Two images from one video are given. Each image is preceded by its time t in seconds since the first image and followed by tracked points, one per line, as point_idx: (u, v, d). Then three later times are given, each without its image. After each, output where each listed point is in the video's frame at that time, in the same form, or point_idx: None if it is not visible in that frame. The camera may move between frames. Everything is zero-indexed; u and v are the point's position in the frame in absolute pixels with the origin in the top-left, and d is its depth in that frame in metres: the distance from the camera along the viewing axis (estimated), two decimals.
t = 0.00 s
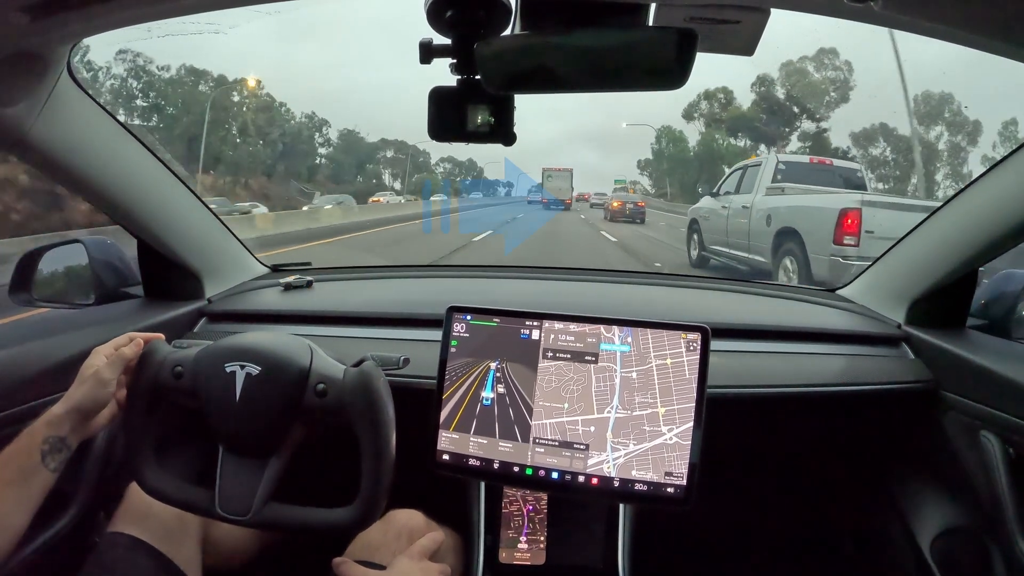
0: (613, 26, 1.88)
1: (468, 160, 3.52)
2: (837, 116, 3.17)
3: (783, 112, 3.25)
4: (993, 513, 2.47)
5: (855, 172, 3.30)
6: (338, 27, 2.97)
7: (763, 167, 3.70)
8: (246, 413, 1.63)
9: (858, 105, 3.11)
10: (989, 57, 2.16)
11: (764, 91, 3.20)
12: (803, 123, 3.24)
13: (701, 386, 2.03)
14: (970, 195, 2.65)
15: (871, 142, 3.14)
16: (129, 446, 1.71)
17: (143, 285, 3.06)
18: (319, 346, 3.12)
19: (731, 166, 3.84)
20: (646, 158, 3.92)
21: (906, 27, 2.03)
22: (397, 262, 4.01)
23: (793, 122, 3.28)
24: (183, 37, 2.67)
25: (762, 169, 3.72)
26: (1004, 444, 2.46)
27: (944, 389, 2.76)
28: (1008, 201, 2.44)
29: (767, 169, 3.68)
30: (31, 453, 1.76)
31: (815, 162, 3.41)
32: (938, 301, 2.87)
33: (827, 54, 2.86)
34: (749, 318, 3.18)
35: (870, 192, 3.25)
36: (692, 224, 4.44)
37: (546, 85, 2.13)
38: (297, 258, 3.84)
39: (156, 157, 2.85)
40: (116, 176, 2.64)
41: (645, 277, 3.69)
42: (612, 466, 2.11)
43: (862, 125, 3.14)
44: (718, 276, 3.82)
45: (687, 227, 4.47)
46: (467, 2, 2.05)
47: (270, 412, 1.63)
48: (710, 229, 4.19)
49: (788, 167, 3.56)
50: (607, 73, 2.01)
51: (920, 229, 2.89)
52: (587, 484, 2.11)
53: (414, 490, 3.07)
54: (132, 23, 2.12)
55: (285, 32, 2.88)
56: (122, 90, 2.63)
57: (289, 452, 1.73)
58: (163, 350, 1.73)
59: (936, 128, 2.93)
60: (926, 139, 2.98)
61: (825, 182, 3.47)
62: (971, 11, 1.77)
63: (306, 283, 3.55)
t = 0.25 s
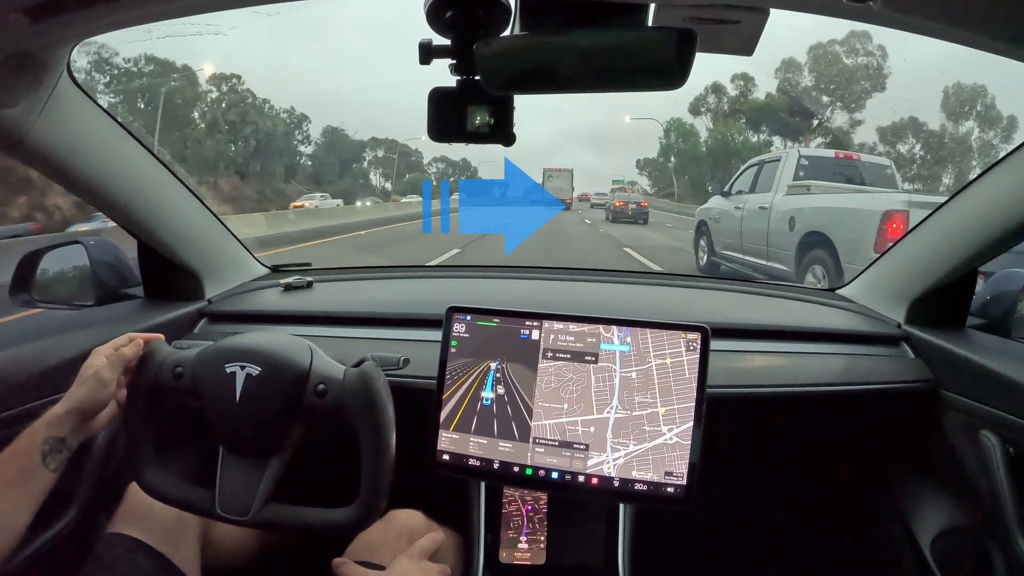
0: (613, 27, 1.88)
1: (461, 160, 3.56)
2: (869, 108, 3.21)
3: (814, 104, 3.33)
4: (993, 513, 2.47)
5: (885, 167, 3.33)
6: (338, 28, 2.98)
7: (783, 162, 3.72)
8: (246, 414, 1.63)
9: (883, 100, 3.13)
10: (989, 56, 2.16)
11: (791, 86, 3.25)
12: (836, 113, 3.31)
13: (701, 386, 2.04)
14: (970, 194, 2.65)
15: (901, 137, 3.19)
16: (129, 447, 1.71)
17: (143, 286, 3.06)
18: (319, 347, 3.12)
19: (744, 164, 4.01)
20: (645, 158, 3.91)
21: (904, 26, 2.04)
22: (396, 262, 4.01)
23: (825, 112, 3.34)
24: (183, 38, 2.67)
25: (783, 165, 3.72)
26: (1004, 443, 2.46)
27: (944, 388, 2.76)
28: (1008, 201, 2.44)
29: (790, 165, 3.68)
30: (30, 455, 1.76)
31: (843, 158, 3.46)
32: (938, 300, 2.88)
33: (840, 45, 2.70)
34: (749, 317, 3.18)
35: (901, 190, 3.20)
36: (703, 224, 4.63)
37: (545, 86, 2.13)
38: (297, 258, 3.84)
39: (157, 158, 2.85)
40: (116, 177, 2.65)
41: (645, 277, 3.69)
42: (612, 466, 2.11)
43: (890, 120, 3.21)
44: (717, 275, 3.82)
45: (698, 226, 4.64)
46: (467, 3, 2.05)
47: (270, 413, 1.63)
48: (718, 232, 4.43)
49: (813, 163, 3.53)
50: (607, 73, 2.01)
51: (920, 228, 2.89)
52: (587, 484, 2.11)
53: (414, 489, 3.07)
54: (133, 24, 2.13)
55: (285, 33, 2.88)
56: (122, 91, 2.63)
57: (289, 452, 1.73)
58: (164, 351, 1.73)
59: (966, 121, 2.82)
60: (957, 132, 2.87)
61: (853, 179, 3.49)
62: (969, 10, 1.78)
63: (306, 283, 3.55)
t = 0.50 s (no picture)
0: (613, 25, 1.88)
1: (456, 160, 3.63)
2: (914, 95, 2.92)
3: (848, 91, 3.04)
4: (993, 513, 2.47)
5: (918, 162, 3.05)
6: (338, 26, 2.98)
7: (806, 155, 3.61)
8: (246, 413, 1.63)
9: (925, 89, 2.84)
10: (989, 55, 2.16)
11: (825, 71, 2.98)
12: (878, 101, 3.02)
13: (700, 385, 2.03)
14: (970, 194, 2.65)
15: (934, 132, 2.90)
16: (129, 445, 1.71)
17: (142, 285, 3.06)
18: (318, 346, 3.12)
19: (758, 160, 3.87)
20: (644, 158, 3.82)
21: (904, 25, 2.04)
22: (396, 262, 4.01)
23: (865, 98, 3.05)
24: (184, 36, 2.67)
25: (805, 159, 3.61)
26: (1004, 443, 2.46)
27: (944, 388, 2.76)
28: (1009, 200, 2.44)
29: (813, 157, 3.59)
30: (25, 446, 1.83)
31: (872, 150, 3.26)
32: (938, 300, 2.87)
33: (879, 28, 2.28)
34: (749, 317, 3.18)
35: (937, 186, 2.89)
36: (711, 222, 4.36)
37: (546, 85, 2.13)
38: (297, 257, 3.84)
39: (156, 157, 2.85)
40: (116, 176, 2.64)
41: (645, 276, 3.69)
42: (612, 466, 2.10)
43: (926, 113, 2.93)
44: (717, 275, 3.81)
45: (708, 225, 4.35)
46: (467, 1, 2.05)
47: (269, 411, 1.63)
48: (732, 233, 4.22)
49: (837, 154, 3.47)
50: (607, 72, 2.02)
51: (921, 227, 2.88)
52: (587, 484, 2.10)
53: (414, 488, 3.07)
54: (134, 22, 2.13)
55: (285, 31, 2.88)
56: (122, 89, 2.63)
57: (289, 451, 1.73)
58: (163, 349, 1.72)
59: (1001, 116, 2.59)
60: (991, 128, 2.63)
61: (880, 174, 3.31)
62: (968, 9, 1.78)
63: (306, 282, 3.55)
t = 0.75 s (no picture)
0: (612, 22, 1.88)
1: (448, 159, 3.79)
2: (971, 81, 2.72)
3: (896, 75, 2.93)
4: (994, 507, 2.47)
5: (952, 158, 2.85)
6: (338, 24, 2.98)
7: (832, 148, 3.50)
8: (247, 411, 1.63)
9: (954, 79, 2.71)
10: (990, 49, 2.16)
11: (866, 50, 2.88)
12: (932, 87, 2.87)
13: (701, 381, 2.04)
14: (971, 189, 2.65)
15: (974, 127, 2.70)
16: (130, 444, 1.71)
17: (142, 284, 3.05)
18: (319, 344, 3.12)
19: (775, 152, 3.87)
20: (644, 157, 3.80)
21: (903, 18, 2.04)
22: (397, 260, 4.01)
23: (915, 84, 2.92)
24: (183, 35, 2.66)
25: (832, 151, 3.48)
26: (1005, 438, 2.46)
27: (945, 384, 2.75)
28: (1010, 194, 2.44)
29: (840, 150, 3.44)
30: (26, 445, 1.84)
31: (905, 140, 3.07)
32: (939, 296, 2.87)
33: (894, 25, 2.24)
34: (749, 313, 3.18)
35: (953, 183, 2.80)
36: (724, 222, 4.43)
37: (545, 82, 2.13)
38: (297, 256, 3.84)
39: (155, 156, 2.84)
40: (115, 175, 2.64)
41: (645, 273, 3.69)
42: (613, 463, 2.10)
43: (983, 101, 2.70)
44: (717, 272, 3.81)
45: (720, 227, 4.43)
46: None
47: (270, 410, 1.63)
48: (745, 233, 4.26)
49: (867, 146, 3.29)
50: (607, 69, 2.01)
51: (922, 223, 2.88)
52: (588, 480, 2.10)
53: (416, 486, 3.07)
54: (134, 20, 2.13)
55: (284, 29, 2.88)
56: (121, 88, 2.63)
57: (290, 450, 1.73)
58: (164, 348, 1.72)
59: None
60: None
61: (911, 167, 3.11)
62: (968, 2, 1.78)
63: (306, 281, 3.55)
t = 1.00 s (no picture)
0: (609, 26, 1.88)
1: (439, 159, 3.62)
2: None
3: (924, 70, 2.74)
4: (993, 507, 2.48)
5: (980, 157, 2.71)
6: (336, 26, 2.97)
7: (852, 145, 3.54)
8: (245, 416, 1.63)
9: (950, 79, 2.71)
10: (985, 50, 2.16)
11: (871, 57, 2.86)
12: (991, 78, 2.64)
13: (699, 383, 2.04)
14: (967, 190, 2.66)
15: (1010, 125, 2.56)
16: (129, 449, 1.71)
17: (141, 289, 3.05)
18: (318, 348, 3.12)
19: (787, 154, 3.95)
20: (639, 158, 3.93)
21: (897, 18, 2.05)
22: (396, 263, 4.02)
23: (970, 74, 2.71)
24: (180, 39, 2.66)
25: (855, 150, 3.53)
26: (1003, 437, 2.47)
27: (943, 384, 2.76)
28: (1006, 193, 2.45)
29: (868, 143, 3.45)
30: (18, 446, 1.82)
31: (932, 139, 3.03)
32: (936, 296, 2.88)
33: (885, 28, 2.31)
34: (748, 314, 3.18)
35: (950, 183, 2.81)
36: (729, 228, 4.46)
37: (542, 85, 2.14)
38: (295, 260, 3.85)
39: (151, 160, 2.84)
40: (112, 180, 2.64)
41: (643, 275, 3.70)
42: (613, 466, 2.11)
43: None
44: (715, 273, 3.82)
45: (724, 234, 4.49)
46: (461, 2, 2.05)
47: (268, 415, 1.63)
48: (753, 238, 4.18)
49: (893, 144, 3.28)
50: (604, 72, 2.02)
51: (919, 223, 2.89)
52: (587, 483, 2.11)
53: (415, 490, 3.07)
54: (131, 26, 2.13)
55: (280, 34, 2.88)
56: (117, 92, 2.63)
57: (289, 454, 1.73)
58: (162, 353, 1.73)
59: None
60: None
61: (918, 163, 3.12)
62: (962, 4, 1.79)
63: (305, 285, 3.55)
